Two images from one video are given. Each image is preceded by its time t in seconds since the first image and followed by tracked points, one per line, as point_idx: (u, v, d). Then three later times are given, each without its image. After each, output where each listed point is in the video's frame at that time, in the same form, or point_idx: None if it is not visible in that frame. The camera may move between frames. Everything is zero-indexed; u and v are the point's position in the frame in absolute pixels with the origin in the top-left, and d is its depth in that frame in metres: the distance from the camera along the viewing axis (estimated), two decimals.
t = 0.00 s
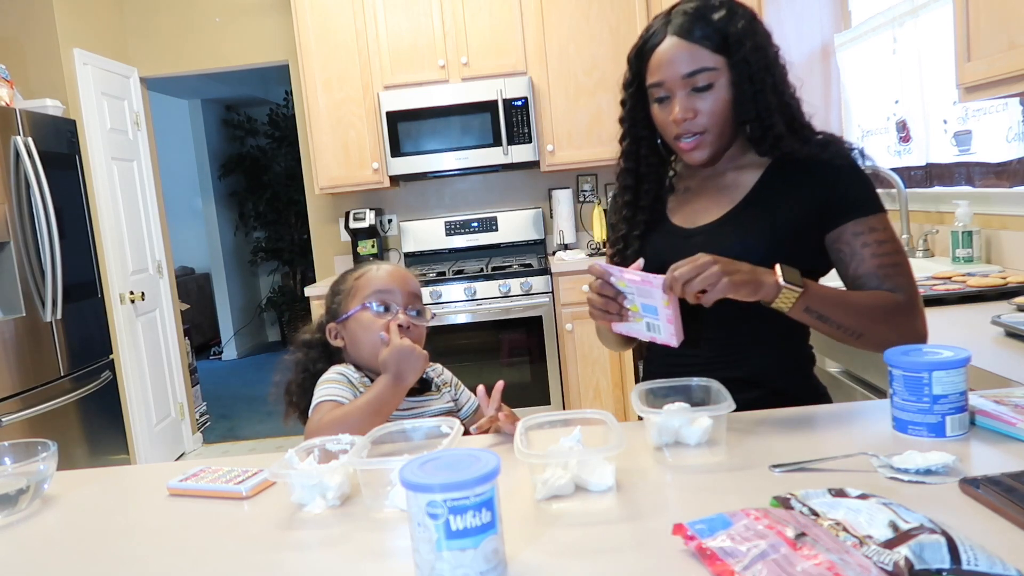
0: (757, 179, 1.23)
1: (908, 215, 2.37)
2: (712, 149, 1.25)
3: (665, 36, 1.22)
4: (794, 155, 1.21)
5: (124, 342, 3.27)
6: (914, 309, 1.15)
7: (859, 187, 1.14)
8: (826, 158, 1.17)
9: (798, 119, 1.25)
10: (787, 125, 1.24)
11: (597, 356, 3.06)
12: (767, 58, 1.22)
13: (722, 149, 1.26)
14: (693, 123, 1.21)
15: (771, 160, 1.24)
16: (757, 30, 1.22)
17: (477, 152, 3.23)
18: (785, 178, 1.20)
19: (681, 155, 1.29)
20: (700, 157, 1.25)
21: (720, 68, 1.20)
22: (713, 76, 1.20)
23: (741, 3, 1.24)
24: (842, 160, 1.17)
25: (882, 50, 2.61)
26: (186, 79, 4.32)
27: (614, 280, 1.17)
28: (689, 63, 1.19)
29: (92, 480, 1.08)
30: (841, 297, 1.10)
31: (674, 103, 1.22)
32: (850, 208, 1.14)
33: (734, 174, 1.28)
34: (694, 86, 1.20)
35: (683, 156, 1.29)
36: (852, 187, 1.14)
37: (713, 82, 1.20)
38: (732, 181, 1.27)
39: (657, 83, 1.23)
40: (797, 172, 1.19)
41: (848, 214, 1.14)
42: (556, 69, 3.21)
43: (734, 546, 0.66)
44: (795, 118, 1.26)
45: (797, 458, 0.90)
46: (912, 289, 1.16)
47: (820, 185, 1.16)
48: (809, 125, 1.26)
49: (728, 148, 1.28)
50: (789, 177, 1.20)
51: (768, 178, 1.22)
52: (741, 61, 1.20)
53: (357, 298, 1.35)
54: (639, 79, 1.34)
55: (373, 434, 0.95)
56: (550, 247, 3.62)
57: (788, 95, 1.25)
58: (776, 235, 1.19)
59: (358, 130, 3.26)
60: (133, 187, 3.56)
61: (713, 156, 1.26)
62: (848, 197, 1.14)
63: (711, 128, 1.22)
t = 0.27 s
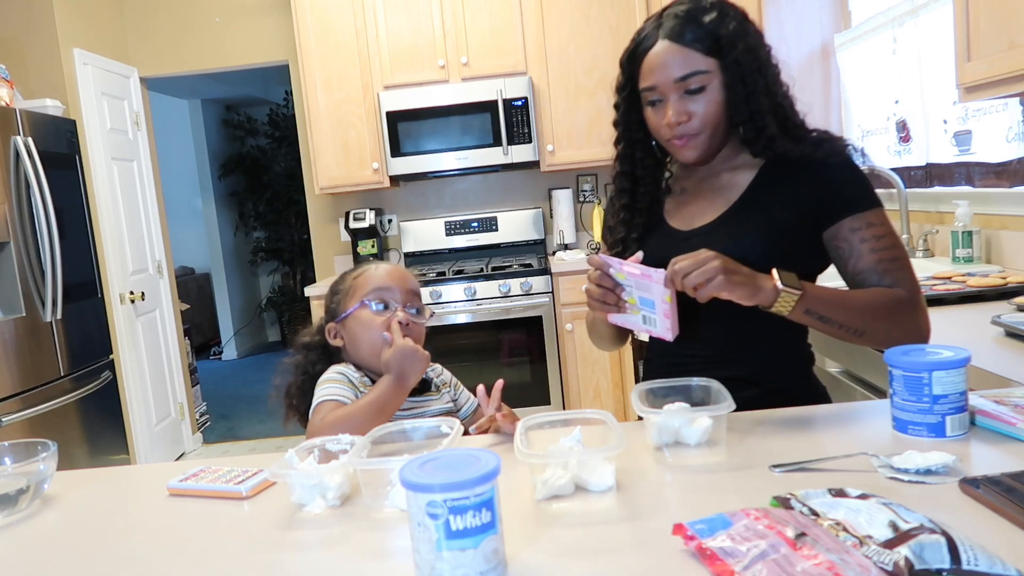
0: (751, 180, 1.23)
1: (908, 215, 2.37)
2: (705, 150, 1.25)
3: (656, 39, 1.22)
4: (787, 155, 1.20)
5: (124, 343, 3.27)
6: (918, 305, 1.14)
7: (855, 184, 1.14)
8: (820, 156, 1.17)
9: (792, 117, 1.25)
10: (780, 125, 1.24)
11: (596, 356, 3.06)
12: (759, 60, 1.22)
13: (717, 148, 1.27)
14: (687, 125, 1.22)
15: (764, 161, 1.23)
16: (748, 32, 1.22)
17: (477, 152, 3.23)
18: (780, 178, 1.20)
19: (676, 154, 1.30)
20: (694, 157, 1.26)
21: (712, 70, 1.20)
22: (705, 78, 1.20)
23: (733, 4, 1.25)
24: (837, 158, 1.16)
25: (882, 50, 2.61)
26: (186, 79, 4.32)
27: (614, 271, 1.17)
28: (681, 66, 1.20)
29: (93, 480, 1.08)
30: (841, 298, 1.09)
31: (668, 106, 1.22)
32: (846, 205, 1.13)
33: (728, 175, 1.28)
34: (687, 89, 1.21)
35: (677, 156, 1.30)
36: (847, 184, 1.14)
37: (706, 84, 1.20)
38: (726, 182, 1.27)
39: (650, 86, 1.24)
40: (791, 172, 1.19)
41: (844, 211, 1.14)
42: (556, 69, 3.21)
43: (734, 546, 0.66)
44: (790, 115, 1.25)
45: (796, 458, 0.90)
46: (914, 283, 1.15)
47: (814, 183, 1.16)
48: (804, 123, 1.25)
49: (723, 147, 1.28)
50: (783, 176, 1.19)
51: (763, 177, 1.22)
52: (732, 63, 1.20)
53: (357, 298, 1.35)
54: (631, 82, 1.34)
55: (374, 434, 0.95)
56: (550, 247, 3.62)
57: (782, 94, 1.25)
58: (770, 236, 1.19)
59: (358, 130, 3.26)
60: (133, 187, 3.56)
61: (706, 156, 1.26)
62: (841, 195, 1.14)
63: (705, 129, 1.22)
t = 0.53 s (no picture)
0: (732, 179, 1.23)
1: (908, 215, 2.37)
2: (694, 134, 1.24)
3: (657, 26, 1.25)
4: (766, 157, 1.21)
5: (124, 343, 3.27)
6: (845, 342, 1.13)
7: (823, 195, 1.14)
8: (793, 161, 1.17)
9: (775, 121, 1.25)
10: (767, 123, 1.24)
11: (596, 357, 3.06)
12: (753, 55, 1.24)
13: (705, 138, 1.26)
14: (679, 104, 1.21)
15: (745, 159, 1.24)
16: (745, 30, 1.25)
17: (477, 152, 3.23)
18: (757, 180, 1.20)
19: (662, 143, 1.29)
20: (681, 141, 1.24)
21: (709, 54, 1.21)
22: (701, 62, 1.21)
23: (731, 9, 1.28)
24: (809, 166, 1.17)
25: (882, 50, 2.61)
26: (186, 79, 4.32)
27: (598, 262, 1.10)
28: (679, 46, 1.21)
29: (92, 480, 1.08)
30: (790, 314, 1.07)
31: (661, 85, 1.22)
32: (812, 215, 1.14)
33: (711, 174, 1.27)
34: (682, 69, 1.21)
35: (664, 145, 1.28)
36: (817, 193, 1.14)
37: (701, 68, 1.21)
38: (709, 182, 1.26)
39: (645, 66, 1.23)
40: (768, 174, 1.20)
41: (807, 222, 1.14)
42: (556, 69, 3.21)
43: (734, 546, 0.66)
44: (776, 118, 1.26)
45: (797, 458, 0.90)
46: (847, 317, 1.14)
47: (793, 184, 1.16)
48: (785, 128, 1.26)
49: (706, 146, 1.28)
50: (761, 178, 1.20)
51: (743, 178, 1.22)
52: (727, 50, 1.22)
53: (398, 322, 1.25)
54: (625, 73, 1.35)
55: (376, 435, 0.96)
56: (550, 247, 3.62)
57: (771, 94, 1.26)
58: (744, 240, 1.19)
59: (358, 130, 3.26)
60: (133, 186, 3.56)
61: (694, 142, 1.24)
62: (819, 196, 1.14)
63: (697, 112, 1.22)
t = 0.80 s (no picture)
0: (739, 178, 1.24)
1: (908, 215, 2.37)
2: (700, 134, 1.24)
3: (660, 27, 1.25)
4: (770, 155, 1.21)
5: (124, 343, 3.27)
6: (851, 341, 1.13)
7: (829, 192, 1.14)
8: (797, 160, 1.17)
9: (781, 117, 1.24)
10: (773, 120, 1.24)
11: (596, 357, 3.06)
12: (757, 52, 1.24)
13: (711, 138, 1.25)
14: (684, 105, 1.21)
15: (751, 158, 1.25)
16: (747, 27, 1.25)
17: (477, 152, 3.23)
18: (763, 180, 1.20)
19: (669, 144, 1.28)
20: (687, 141, 1.24)
21: (711, 53, 1.21)
22: (705, 61, 1.21)
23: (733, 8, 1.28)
24: (814, 164, 1.16)
25: (882, 50, 2.61)
26: (186, 79, 4.32)
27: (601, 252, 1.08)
28: (681, 47, 1.21)
29: (92, 480, 1.08)
30: (794, 311, 1.07)
31: (665, 86, 1.22)
32: (816, 213, 1.13)
33: (717, 175, 1.28)
34: (686, 69, 1.21)
35: (670, 146, 1.28)
36: (822, 192, 1.14)
37: (705, 67, 1.21)
38: (715, 184, 1.27)
39: (649, 67, 1.24)
40: (773, 173, 1.20)
41: (811, 220, 1.14)
42: (556, 69, 3.21)
43: (734, 546, 0.66)
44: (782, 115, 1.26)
45: (797, 458, 0.90)
46: (854, 316, 1.14)
47: (798, 182, 1.16)
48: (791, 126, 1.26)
49: (713, 146, 1.28)
50: (766, 178, 1.20)
51: (749, 178, 1.22)
52: (730, 49, 1.22)
53: (389, 341, 1.23)
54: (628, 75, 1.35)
55: (377, 435, 0.96)
56: (550, 247, 3.62)
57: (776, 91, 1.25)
58: (749, 240, 1.19)
59: (358, 130, 3.26)
60: (133, 186, 3.56)
61: (700, 142, 1.24)
62: (824, 194, 1.14)
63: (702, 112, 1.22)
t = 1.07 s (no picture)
0: (743, 177, 1.23)
1: (908, 215, 2.37)
2: (704, 131, 1.23)
3: (662, 26, 1.26)
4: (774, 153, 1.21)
5: (124, 343, 3.27)
6: (855, 344, 1.12)
7: (833, 190, 1.13)
8: (801, 157, 1.17)
9: (786, 114, 1.24)
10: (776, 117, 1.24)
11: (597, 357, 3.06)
12: (759, 50, 1.24)
13: (714, 135, 1.25)
14: (687, 101, 1.21)
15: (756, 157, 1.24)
16: (750, 26, 1.25)
17: (477, 152, 3.23)
18: (767, 178, 1.20)
19: (673, 143, 1.28)
20: (690, 138, 1.24)
21: (713, 50, 1.21)
22: (707, 58, 1.21)
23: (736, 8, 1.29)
24: (817, 162, 1.16)
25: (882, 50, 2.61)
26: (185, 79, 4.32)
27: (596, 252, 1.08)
28: (684, 44, 1.21)
29: (92, 480, 1.08)
30: (795, 315, 1.07)
31: (668, 84, 1.22)
32: (819, 213, 1.13)
33: (721, 174, 1.27)
34: (688, 66, 1.21)
35: (674, 144, 1.28)
36: (825, 190, 1.13)
37: (707, 64, 1.21)
38: (719, 184, 1.27)
39: (652, 66, 1.24)
40: (777, 171, 1.20)
41: (814, 220, 1.13)
42: (556, 69, 3.21)
43: (734, 546, 0.66)
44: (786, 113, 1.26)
45: (797, 458, 0.90)
46: (857, 319, 1.13)
47: (802, 181, 1.15)
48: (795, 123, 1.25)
49: (717, 144, 1.28)
50: (770, 176, 1.20)
51: (753, 177, 1.22)
52: (732, 45, 1.22)
53: (388, 348, 1.22)
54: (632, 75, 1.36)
55: (377, 434, 0.96)
56: (550, 247, 3.62)
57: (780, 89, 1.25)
58: (753, 240, 1.19)
59: (358, 130, 3.26)
60: (133, 186, 3.56)
61: (703, 139, 1.24)
62: (827, 192, 1.13)
63: (704, 108, 1.22)
